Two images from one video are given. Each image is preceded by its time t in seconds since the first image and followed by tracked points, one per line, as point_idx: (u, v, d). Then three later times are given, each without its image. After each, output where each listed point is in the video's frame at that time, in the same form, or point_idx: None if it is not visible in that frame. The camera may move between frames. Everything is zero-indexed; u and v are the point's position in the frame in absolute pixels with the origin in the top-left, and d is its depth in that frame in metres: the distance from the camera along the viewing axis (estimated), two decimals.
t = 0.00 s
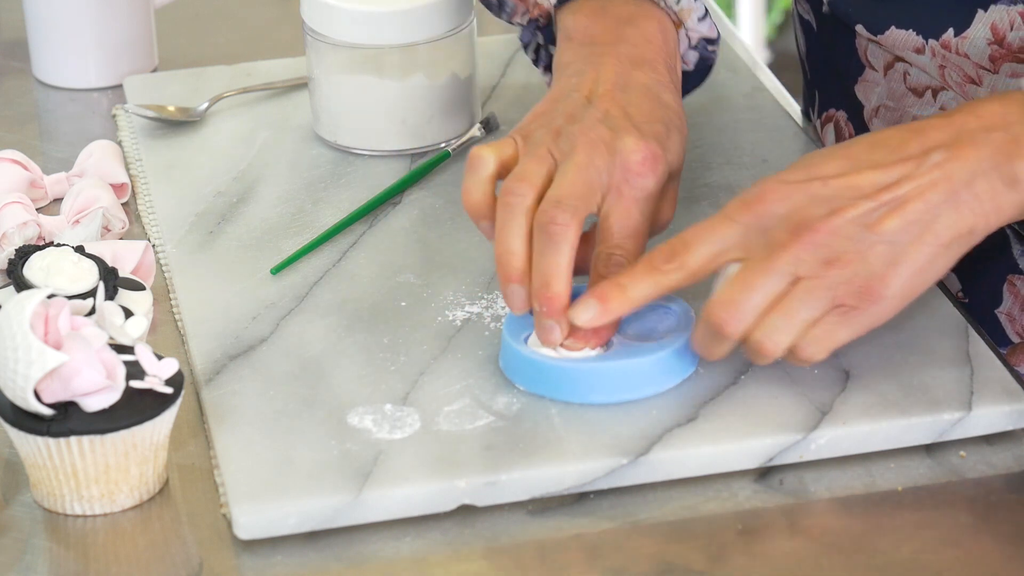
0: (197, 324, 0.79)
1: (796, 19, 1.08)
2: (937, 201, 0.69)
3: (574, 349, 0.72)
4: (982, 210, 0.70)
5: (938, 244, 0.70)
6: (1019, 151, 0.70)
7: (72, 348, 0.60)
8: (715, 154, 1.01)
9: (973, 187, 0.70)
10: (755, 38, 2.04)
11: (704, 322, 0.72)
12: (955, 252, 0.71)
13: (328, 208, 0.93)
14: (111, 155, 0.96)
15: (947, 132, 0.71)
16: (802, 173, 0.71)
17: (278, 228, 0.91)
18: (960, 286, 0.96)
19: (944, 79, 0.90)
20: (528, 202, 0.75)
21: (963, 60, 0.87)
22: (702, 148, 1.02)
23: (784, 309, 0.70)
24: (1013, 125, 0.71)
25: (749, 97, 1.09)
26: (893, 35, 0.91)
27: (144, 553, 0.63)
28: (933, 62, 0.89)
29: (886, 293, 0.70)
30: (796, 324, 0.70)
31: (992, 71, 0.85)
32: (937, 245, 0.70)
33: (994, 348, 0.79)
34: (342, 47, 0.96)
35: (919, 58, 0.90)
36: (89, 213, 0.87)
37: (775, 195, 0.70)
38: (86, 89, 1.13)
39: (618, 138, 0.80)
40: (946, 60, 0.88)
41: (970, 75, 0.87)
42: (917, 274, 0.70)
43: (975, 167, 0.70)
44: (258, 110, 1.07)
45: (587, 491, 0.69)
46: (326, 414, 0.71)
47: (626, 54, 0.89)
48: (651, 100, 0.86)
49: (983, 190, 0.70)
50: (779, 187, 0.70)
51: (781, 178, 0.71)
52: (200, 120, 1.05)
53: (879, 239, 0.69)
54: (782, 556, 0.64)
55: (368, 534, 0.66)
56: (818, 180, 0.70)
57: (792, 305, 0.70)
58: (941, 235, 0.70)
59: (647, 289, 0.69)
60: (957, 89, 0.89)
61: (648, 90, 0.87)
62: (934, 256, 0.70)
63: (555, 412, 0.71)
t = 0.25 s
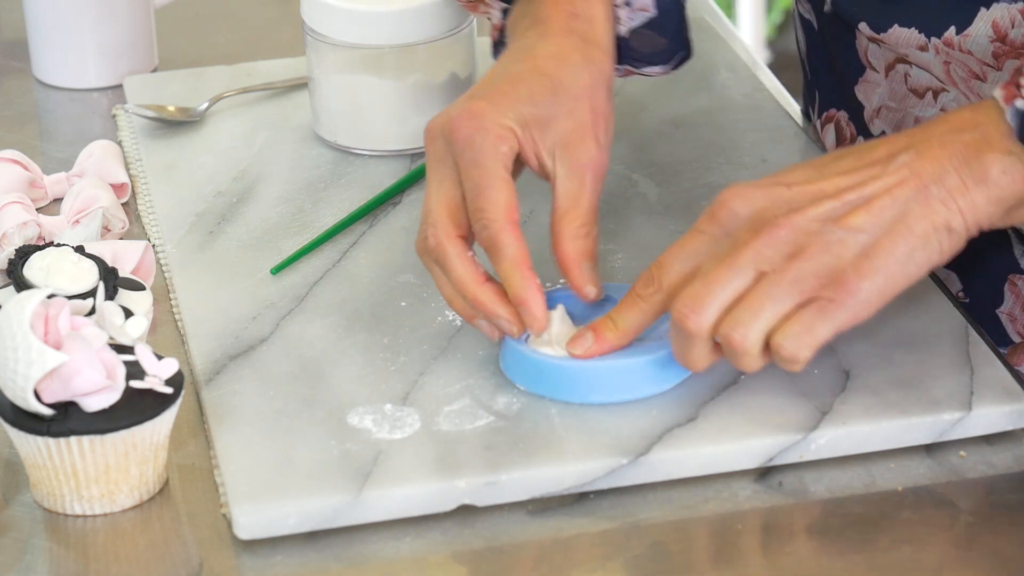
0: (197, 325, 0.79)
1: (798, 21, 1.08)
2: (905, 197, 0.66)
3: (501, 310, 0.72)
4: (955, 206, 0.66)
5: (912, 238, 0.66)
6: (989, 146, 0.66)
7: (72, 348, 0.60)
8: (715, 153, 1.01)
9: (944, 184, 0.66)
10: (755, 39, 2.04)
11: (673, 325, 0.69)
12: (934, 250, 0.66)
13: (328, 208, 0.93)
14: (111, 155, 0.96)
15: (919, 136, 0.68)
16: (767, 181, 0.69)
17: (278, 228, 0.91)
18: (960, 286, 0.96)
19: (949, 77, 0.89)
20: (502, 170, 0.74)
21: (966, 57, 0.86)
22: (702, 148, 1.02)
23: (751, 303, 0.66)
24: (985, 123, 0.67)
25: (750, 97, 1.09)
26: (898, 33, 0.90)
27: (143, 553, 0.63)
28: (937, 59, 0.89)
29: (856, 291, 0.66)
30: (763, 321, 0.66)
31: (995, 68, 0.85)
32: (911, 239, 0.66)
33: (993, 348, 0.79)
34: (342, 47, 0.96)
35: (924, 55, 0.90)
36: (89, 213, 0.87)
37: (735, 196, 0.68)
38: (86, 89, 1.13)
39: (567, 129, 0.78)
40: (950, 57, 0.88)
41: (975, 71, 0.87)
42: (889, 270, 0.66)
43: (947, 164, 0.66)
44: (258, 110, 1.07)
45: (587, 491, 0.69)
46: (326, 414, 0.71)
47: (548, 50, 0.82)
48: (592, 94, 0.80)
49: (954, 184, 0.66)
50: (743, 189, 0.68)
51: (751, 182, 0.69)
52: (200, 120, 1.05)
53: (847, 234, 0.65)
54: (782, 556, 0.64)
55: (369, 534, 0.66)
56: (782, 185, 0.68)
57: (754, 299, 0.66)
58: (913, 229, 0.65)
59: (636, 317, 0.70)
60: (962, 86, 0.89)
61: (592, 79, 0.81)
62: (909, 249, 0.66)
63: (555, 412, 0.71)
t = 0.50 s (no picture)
0: (197, 325, 0.79)
1: (801, 18, 1.07)
2: (906, 181, 0.63)
3: (461, 345, 0.74)
4: (956, 188, 0.63)
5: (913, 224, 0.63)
6: (993, 125, 0.63)
7: (72, 348, 0.60)
8: (715, 153, 1.01)
9: (946, 165, 0.63)
10: (754, 40, 2.05)
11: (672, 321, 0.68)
12: (936, 232, 0.64)
13: (328, 208, 0.93)
14: (111, 155, 0.96)
15: (925, 112, 0.65)
16: (768, 166, 0.67)
17: (278, 228, 0.91)
18: (968, 282, 0.93)
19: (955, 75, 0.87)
20: (450, 238, 0.73)
21: (974, 56, 0.84)
22: (702, 148, 1.02)
23: (750, 300, 0.66)
24: (991, 99, 0.63)
25: (750, 97, 1.09)
26: (904, 31, 0.89)
27: (143, 553, 0.63)
28: (944, 57, 0.87)
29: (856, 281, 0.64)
30: (761, 317, 0.66)
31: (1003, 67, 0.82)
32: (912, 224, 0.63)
33: (993, 348, 0.79)
34: (341, 47, 0.96)
35: (931, 53, 0.88)
36: (89, 213, 0.87)
37: (732, 188, 0.66)
38: (86, 89, 1.13)
39: (523, 181, 0.76)
40: (957, 56, 0.85)
41: (982, 71, 0.84)
42: (890, 258, 0.64)
43: (949, 145, 0.63)
44: (258, 110, 1.07)
45: (587, 492, 0.69)
46: (326, 414, 0.71)
47: (508, 92, 0.79)
48: (558, 136, 0.77)
49: (955, 166, 0.63)
50: (740, 179, 0.66)
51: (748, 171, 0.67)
52: (200, 120, 1.05)
53: (847, 226, 0.64)
54: (782, 556, 0.64)
55: (368, 534, 0.66)
56: (781, 172, 0.66)
57: (755, 296, 0.65)
58: (914, 214, 0.63)
59: (636, 308, 0.70)
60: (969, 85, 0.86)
61: (554, 122, 0.77)
62: (911, 235, 0.64)
63: (555, 412, 0.71)
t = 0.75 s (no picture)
0: (197, 325, 0.79)
1: (802, 15, 1.06)
2: (876, 136, 0.65)
3: (457, 353, 0.74)
4: (926, 142, 0.65)
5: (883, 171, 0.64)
6: (959, 86, 0.65)
7: (72, 348, 0.60)
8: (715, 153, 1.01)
9: (914, 122, 0.65)
10: (753, 40, 2.05)
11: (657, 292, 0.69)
12: (909, 185, 0.65)
13: (328, 208, 0.93)
14: (111, 156, 0.96)
15: (895, 84, 0.67)
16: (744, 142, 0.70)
17: (278, 228, 0.91)
18: (971, 274, 0.92)
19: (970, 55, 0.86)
20: (389, 244, 0.72)
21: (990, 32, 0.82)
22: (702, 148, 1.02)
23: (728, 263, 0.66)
24: (957, 68, 0.66)
25: (750, 97, 1.09)
26: (914, 15, 0.88)
27: (144, 553, 0.63)
28: (960, 36, 0.85)
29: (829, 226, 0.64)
30: (738, 269, 0.65)
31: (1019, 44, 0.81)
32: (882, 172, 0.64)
33: (994, 348, 0.79)
34: (342, 48, 0.96)
35: (945, 33, 0.86)
36: (89, 213, 0.87)
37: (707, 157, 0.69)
38: (86, 89, 1.13)
39: (437, 162, 0.72)
40: (973, 32, 0.84)
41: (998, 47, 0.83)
42: (863, 203, 0.64)
43: (916, 105, 0.65)
44: (258, 110, 1.07)
45: (587, 492, 0.69)
46: (326, 414, 0.71)
47: (395, 70, 0.76)
48: (462, 103, 0.74)
49: (923, 123, 0.65)
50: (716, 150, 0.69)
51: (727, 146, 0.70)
52: (200, 120, 1.05)
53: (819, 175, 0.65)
54: (782, 556, 0.64)
55: (368, 534, 0.66)
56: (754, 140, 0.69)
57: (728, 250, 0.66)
58: (884, 163, 0.64)
59: (632, 295, 0.70)
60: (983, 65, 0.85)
61: (448, 88, 0.74)
62: (882, 184, 0.64)
63: (555, 412, 0.71)
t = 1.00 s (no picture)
0: (197, 325, 0.79)
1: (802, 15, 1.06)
2: (911, 190, 0.63)
3: (466, 351, 0.74)
4: (959, 198, 0.64)
5: (914, 229, 0.64)
6: (997, 135, 0.63)
7: (72, 348, 0.60)
8: (715, 153, 1.01)
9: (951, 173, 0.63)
10: (753, 40, 2.05)
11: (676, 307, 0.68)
12: (936, 241, 0.65)
13: (328, 208, 0.93)
14: (111, 156, 0.96)
15: (927, 117, 0.65)
16: (768, 160, 0.66)
17: (278, 228, 0.91)
18: (973, 279, 0.92)
19: (967, 64, 0.86)
20: (418, 259, 0.72)
21: (985, 43, 0.83)
22: (702, 148, 1.02)
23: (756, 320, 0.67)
24: (992, 110, 0.63)
25: (750, 97, 1.09)
26: (913, 22, 0.88)
27: (143, 553, 0.63)
28: (956, 46, 0.86)
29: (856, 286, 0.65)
30: (762, 321, 0.67)
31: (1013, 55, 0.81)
32: (913, 230, 0.64)
33: (994, 348, 0.79)
34: (342, 48, 0.96)
35: (942, 43, 0.87)
36: (89, 213, 0.87)
37: (738, 186, 0.65)
38: (86, 89, 1.13)
39: (485, 191, 0.73)
40: (968, 44, 0.85)
41: (993, 58, 0.83)
42: (891, 264, 0.65)
43: (954, 154, 0.63)
44: (259, 110, 1.07)
45: (587, 492, 0.69)
46: (326, 414, 0.71)
47: (457, 95, 0.75)
48: (514, 135, 0.74)
49: (959, 176, 0.63)
50: (746, 176, 0.65)
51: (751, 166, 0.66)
52: (200, 120, 1.05)
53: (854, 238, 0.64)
54: (782, 556, 0.64)
55: (368, 534, 0.66)
56: (785, 170, 0.65)
57: (757, 300, 0.67)
58: (916, 220, 0.64)
59: (626, 290, 0.69)
60: (980, 73, 0.86)
61: (509, 122, 0.74)
62: (912, 243, 0.64)
63: (555, 412, 0.71)
